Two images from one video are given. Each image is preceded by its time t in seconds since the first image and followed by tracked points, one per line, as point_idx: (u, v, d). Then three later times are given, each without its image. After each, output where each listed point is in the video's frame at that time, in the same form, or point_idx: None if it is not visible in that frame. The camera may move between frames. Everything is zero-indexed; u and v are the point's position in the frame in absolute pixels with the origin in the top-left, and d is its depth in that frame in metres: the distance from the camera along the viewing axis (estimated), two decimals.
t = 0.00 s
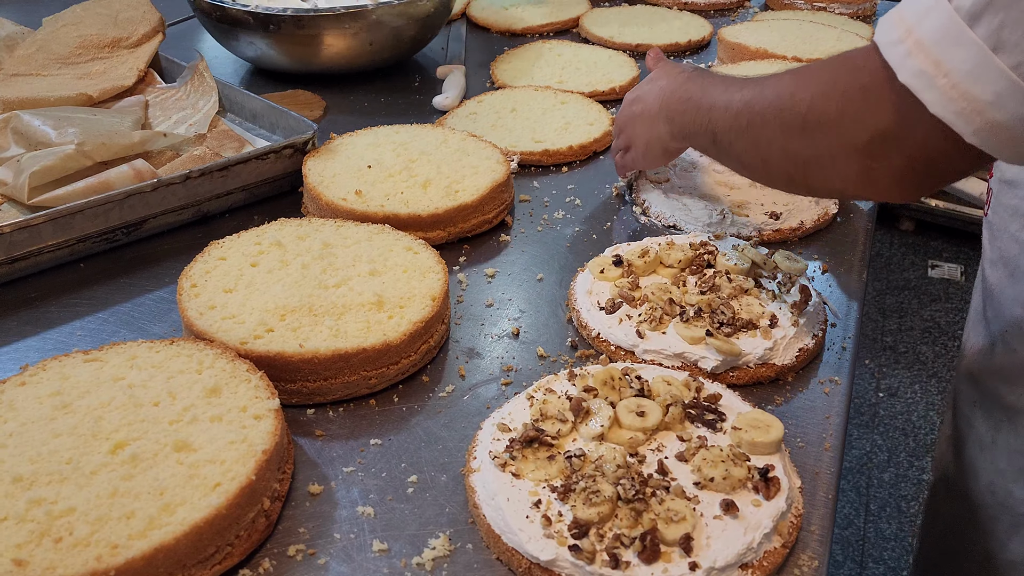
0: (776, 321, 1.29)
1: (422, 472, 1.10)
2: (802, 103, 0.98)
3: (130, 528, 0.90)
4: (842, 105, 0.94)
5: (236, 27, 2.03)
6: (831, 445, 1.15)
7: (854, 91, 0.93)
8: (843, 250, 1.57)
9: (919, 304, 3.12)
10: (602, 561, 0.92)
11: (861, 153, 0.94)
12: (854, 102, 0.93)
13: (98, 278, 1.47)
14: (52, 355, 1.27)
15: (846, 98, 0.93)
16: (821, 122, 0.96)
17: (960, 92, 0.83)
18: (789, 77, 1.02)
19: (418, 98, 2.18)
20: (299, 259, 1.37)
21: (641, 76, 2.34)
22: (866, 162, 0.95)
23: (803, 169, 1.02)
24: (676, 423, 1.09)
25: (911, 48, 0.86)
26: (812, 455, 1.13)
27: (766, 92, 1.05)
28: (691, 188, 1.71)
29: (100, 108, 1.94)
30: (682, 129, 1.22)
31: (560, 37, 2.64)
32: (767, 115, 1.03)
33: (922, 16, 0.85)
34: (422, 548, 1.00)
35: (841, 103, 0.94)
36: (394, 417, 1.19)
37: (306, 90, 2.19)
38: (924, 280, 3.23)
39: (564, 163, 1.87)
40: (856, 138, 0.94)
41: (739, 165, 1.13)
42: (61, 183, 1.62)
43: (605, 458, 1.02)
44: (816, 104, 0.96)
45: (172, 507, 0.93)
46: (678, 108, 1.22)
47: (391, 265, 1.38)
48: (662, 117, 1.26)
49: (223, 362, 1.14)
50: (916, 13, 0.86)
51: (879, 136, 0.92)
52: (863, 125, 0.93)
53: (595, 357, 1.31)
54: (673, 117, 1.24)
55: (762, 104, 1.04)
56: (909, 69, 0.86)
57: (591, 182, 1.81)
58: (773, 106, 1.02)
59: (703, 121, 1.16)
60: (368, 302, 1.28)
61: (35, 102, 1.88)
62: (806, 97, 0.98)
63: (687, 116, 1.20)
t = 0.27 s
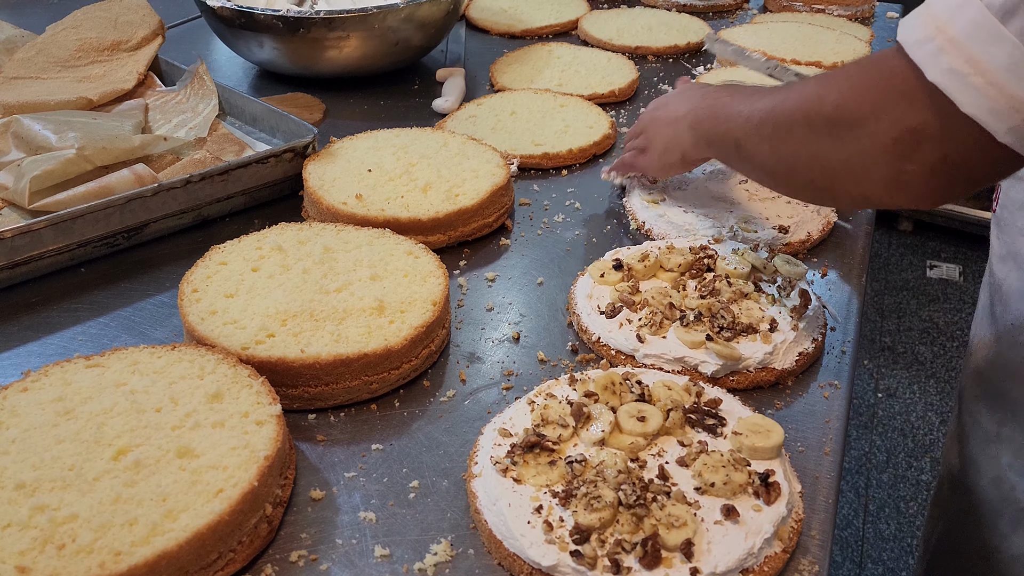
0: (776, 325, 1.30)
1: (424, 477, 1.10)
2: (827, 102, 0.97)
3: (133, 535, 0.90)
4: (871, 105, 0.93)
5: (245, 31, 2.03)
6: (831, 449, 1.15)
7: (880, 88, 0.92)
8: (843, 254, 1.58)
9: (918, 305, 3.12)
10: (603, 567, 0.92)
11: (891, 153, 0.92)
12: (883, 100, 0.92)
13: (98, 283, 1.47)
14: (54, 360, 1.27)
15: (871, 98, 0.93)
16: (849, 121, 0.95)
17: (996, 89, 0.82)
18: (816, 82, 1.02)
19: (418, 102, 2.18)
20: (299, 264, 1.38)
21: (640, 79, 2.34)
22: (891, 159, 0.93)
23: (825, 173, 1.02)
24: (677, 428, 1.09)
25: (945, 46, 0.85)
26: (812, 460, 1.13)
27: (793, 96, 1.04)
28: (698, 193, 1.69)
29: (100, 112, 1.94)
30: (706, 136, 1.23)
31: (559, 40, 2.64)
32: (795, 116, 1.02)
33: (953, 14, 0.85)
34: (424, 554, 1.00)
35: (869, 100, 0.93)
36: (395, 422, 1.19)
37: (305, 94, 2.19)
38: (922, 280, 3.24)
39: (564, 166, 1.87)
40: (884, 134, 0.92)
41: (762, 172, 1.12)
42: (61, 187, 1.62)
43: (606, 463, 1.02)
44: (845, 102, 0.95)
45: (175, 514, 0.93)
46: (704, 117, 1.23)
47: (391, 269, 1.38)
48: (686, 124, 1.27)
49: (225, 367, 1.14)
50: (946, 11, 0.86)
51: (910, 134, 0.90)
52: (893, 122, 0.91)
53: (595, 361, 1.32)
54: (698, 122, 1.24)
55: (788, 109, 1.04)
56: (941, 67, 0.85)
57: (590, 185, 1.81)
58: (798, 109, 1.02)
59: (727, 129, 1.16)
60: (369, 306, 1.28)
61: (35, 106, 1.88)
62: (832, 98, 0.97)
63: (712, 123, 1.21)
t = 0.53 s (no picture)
0: (777, 325, 1.30)
1: (424, 478, 1.10)
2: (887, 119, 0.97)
3: (132, 537, 0.90)
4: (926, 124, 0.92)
5: (247, 32, 2.03)
6: (832, 450, 1.15)
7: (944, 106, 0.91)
8: (843, 254, 1.58)
9: (917, 304, 3.12)
10: (604, 568, 0.92)
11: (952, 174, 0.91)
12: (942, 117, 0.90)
13: (97, 284, 1.47)
14: (53, 361, 1.26)
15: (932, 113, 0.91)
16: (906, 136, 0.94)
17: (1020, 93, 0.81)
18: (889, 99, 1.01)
19: (417, 102, 2.18)
20: (299, 265, 1.37)
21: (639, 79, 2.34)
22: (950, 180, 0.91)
23: (879, 182, 1.01)
24: (677, 429, 1.09)
25: (969, 55, 0.85)
26: (813, 460, 1.13)
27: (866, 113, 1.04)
28: (699, 193, 1.68)
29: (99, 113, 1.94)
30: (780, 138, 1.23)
31: (558, 40, 2.64)
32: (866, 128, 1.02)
33: (977, 22, 0.85)
34: (424, 555, 1.00)
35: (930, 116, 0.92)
36: (395, 424, 1.19)
37: (304, 94, 2.18)
38: (921, 280, 3.24)
39: (564, 166, 1.87)
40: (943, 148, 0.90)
41: (832, 184, 1.11)
42: (60, 188, 1.62)
43: (606, 464, 1.02)
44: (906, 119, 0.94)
45: (174, 516, 0.93)
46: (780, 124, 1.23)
47: (391, 270, 1.38)
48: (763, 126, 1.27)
49: (224, 368, 1.14)
50: (971, 20, 0.85)
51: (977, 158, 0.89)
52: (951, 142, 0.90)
53: (596, 362, 1.32)
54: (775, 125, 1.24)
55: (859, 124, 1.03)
56: (967, 76, 0.85)
57: (590, 185, 1.81)
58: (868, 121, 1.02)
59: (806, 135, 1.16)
60: (369, 307, 1.28)
61: (33, 106, 1.88)
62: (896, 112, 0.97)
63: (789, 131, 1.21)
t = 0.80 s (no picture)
0: (778, 326, 1.29)
1: (424, 480, 1.10)
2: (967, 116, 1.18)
3: (131, 540, 0.89)
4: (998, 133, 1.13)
5: (246, 32, 2.03)
6: (834, 451, 1.14)
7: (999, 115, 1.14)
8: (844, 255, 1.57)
9: (916, 304, 3.12)
10: (606, 571, 0.92)
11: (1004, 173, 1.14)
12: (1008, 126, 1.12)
13: (96, 285, 1.46)
14: (51, 363, 1.26)
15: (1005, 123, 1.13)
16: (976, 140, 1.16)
17: None
18: (977, 87, 1.20)
19: (416, 102, 2.17)
20: (298, 266, 1.37)
21: (639, 79, 2.34)
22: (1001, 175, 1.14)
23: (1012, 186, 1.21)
24: (679, 430, 1.08)
25: None
26: (815, 461, 1.13)
27: (944, 97, 1.23)
28: (699, 194, 1.68)
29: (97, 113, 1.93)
30: (848, 111, 1.45)
31: (557, 40, 2.63)
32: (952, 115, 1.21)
33: None
34: (425, 558, 0.99)
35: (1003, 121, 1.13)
36: (395, 425, 1.18)
37: (303, 94, 2.18)
38: (919, 280, 3.24)
39: (564, 167, 1.87)
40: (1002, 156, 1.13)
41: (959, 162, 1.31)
42: (58, 188, 1.61)
43: (608, 466, 1.02)
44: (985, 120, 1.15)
45: (174, 519, 0.92)
46: (847, 95, 1.42)
47: (391, 271, 1.38)
48: (826, 104, 1.48)
49: (224, 370, 1.14)
50: None
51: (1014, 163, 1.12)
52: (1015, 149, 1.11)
53: (596, 363, 1.31)
54: (843, 93, 1.43)
55: (940, 107, 1.23)
56: None
57: (590, 186, 1.81)
58: (947, 109, 1.22)
59: (887, 99, 1.36)
60: (369, 308, 1.27)
61: (31, 107, 1.87)
62: (978, 109, 1.17)
63: (860, 102, 1.41)
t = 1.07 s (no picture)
0: (774, 327, 1.29)
1: (420, 482, 1.09)
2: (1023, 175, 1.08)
3: (125, 543, 0.89)
4: None
5: (239, 29, 2.02)
6: (831, 452, 1.14)
7: None
8: (841, 255, 1.57)
9: (914, 304, 3.12)
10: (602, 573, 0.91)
11: None
12: None
13: (91, 286, 1.46)
14: (46, 365, 1.25)
15: None
16: None
17: None
18: (1005, 141, 1.10)
19: (413, 102, 2.17)
20: (294, 267, 1.36)
21: (636, 79, 2.34)
22: None
23: None
24: (675, 431, 1.08)
25: None
26: (811, 463, 1.13)
27: (977, 154, 1.10)
28: (696, 194, 1.68)
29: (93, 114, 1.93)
30: (876, 176, 1.18)
31: (554, 40, 2.63)
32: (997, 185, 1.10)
33: None
34: (420, 560, 0.99)
35: None
36: (390, 427, 1.18)
37: (300, 95, 2.18)
38: (918, 280, 3.24)
39: (560, 167, 1.87)
40: None
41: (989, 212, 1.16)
42: (54, 190, 1.61)
43: (604, 468, 1.01)
44: None
45: (168, 521, 0.92)
46: (877, 156, 1.16)
47: (387, 272, 1.37)
48: (856, 171, 1.19)
49: (218, 372, 1.13)
50: None
51: None
52: None
53: (593, 364, 1.31)
54: (869, 160, 1.16)
55: (982, 175, 1.10)
56: None
57: (587, 186, 1.80)
58: (993, 173, 1.09)
59: (910, 172, 1.16)
60: (364, 309, 1.27)
61: (26, 108, 1.87)
62: None
63: (890, 166, 1.16)
